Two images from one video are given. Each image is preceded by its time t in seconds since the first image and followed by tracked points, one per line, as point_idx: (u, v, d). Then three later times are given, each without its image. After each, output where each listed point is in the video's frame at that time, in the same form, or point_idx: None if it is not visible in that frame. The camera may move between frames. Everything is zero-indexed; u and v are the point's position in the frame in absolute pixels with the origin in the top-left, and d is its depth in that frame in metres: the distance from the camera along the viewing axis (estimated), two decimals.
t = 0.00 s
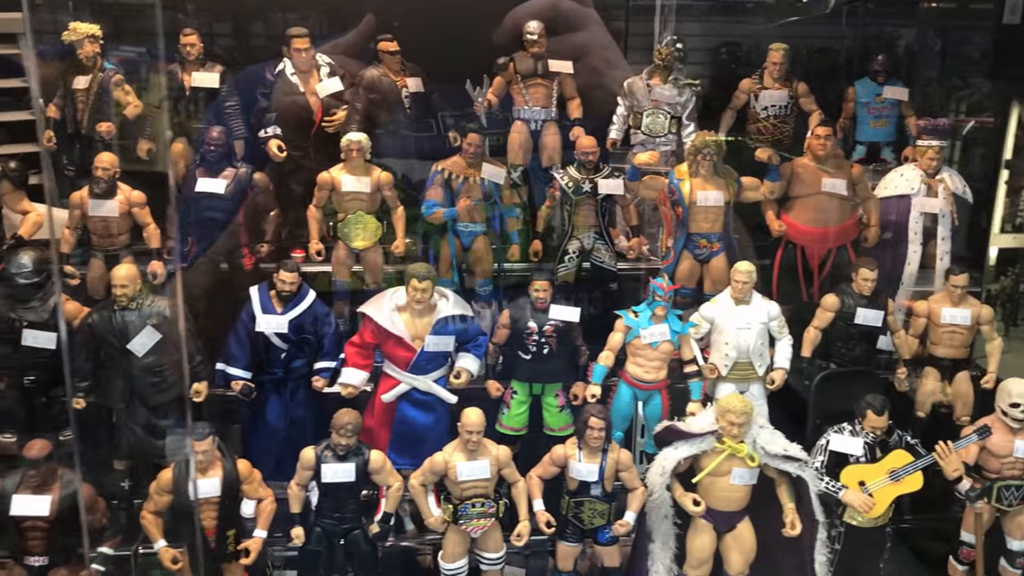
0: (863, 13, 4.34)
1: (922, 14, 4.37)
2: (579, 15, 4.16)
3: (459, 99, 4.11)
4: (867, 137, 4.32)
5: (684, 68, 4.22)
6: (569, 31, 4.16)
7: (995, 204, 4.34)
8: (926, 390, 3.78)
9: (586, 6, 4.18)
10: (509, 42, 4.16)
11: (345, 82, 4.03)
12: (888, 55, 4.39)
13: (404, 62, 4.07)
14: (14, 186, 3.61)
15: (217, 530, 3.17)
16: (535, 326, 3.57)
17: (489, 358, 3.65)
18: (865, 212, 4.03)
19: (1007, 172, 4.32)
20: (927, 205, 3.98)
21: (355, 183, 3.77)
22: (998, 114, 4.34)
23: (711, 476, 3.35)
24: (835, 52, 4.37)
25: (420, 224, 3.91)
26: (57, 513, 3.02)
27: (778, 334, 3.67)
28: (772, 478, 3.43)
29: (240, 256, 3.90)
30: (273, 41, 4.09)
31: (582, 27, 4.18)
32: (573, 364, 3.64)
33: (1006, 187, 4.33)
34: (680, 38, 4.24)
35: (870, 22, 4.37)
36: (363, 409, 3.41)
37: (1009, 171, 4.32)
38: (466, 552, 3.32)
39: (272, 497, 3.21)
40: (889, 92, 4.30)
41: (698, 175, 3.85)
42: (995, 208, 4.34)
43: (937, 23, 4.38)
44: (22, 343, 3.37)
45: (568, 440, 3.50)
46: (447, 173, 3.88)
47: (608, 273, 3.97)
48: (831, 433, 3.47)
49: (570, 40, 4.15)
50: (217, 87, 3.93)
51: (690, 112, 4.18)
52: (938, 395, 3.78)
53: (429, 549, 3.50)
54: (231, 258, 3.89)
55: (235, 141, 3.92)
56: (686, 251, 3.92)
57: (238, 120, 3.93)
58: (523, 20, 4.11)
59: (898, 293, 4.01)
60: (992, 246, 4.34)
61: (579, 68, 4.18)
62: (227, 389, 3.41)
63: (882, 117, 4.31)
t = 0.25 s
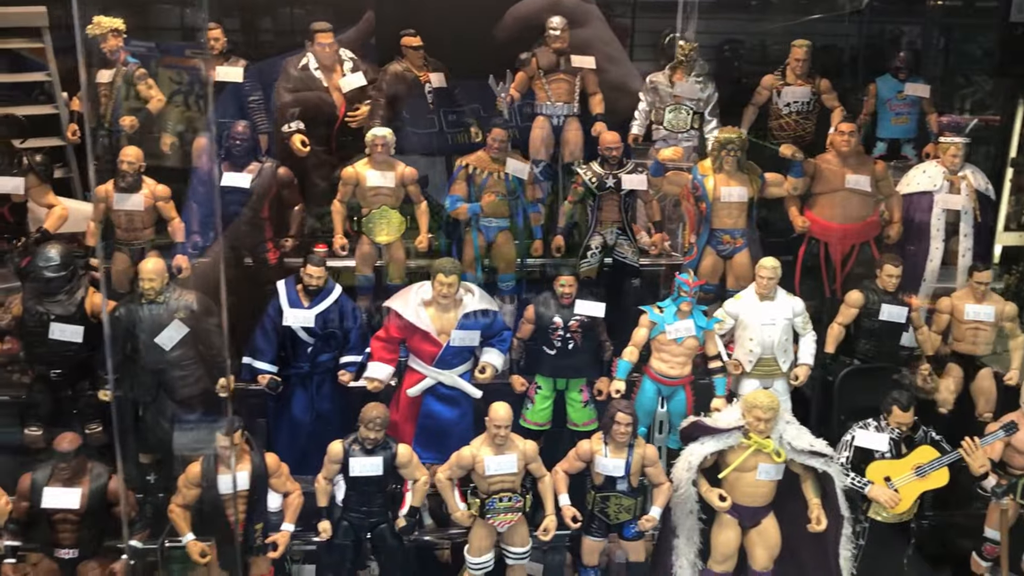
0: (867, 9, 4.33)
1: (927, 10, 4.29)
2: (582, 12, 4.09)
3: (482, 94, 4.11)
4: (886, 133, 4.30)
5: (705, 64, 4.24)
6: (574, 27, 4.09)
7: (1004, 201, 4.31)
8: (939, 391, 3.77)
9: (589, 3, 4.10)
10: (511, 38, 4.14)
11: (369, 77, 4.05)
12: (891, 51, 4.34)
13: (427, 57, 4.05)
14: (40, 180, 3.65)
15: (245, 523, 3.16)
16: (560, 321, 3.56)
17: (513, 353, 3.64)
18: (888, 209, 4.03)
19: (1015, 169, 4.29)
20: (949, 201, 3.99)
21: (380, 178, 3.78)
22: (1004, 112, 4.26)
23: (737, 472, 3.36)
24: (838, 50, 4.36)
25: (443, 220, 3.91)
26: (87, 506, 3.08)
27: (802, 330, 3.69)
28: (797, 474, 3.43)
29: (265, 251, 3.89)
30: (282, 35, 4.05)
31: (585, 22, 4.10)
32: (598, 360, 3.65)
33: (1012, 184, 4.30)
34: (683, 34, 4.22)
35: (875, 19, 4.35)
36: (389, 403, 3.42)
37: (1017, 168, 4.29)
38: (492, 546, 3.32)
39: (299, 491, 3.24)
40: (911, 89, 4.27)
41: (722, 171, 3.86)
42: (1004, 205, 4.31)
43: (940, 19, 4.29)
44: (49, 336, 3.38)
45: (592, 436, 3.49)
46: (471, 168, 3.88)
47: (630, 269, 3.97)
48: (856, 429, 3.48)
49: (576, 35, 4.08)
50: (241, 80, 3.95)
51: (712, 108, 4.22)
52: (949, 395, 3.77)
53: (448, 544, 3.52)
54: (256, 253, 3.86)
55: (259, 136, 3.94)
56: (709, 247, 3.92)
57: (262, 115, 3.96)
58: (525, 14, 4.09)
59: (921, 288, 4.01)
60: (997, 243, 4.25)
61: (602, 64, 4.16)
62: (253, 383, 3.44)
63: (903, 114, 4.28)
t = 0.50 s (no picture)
0: (876, 9, 4.21)
1: (936, 6, 4.23)
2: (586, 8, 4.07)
3: (499, 90, 4.08)
4: (904, 130, 4.26)
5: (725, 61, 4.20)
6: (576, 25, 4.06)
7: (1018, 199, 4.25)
8: (947, 389, 3.71)
9: None
10: (515, 35, 4.11)
11: (385, 73, 4.05)
12: (898, 47, 4.28)
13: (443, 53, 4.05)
14: (58, 176, 3.67)
15: (265, 520, 3.15)
16: (580, 319, 3.55)
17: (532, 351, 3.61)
18: (907, 207, 4.02)
19: None
20: (969, 199, 3.97)
21: (398, 175, 3.77)
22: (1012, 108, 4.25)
23: (758, 470, 3.35)
24: (847, 47, 4.25)
25: (462, 217, 3.91)
26: (108, 503, 3.09)
27: (822, 328, 3.68)
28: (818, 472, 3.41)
29: (283, 248, 3.82)
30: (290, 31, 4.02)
31: (591, 20, 4.07)
32: (617, 358, 3.62)
33: None
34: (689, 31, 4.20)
35: (882, 17, 4.24)
36: (408, 401, 3.41)
37: None
38: (512, 544, 3.32)
39: (318, 488, 3.23)
40: (929, 86, 4.26)
41: (741, 168, 3.88)
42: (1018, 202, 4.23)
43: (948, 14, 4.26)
44: (67, 333, 3.36)
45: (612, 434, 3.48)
46: (489, 165, 3.88)
47: (648, 266, 3.91)
48: (877, 427, 3.46)
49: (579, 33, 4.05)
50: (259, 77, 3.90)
51: (730, 104, 4.17)
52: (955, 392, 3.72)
53: (462, 542, 3.48)
54: (274, 250, 3.79)
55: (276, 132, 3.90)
56: (728, 244, 3.94)
57: (278, 110, 3.92)
58: (529, 12, 4.05)
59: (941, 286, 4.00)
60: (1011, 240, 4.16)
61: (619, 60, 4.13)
62: (273, 380, 3.46)
63: (922, 111, 4.25)
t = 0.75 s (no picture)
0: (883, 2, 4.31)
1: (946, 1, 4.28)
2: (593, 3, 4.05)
3: (519, 85, 4.07)
4: (926, 127, 4.26)
5: (745, 56, 4.19)
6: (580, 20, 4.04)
7: None
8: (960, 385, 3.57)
9: None
10: (522, 30, 4.10)
11: (404, 69, 4.04)
12: (909, 41, 4.32)
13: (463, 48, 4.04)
14: (79, 172, 3.64)
15: (288, 518, 3.15)
16: (601, 316, 3.53)
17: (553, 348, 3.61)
18: (929, 203, 3.99)
19: None
20: (991, 195, 3.94)
21: (418, 171, 3.76)
22: None
23: (781, 468, 3.34)
24: (859, 41, 4.28)
25: (481, 213, 3.90)
26: (132, 499, 3.10)
27: (844, 325, 3.66)
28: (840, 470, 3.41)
29: (304, 244, 3.84)
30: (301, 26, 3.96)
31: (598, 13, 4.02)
32: (638, 355, 3.61)
33: None
34: (697, 25, 4.21)
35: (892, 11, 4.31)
36: (429, 397, 3.41)
37: None
38: (533, 540, 3.31)
39: (341, 485, 3.26)
40: (951, 81, 4.24)
41: (762, 164, 3.85)
42: None
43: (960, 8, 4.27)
44: (90, 329, 3.36)
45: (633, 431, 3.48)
46: (510, 161, 3.87)
47: (668, 263, 3.93)
48: (900, 424, 3.46)
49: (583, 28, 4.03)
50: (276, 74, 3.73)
51: (751, 100, 4.15)
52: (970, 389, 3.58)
53: (479, 539, 3.52)
54: (294, 247, 3.78)
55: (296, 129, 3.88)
56: (749, 240, 3.90)
57: (297, 105, 3.87)
58: (536, 9, 4.05)
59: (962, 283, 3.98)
60: None
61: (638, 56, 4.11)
62: (295, 376, 3.48)
63: (943, 106, 4.23)
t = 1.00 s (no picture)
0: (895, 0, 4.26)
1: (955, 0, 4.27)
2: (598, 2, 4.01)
3: (537, 83, 4.05)
4: (944, 124, 4.26)
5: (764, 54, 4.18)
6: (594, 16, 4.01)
7: None
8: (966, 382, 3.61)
9: None
10: (528, 28, 4.09)
11: (423, 68, 4.04)
12: (922, 36, 4.31)
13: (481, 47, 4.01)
14: (99, 170, 3.62)
15: (310, 515, 3.17)
16: (620, 314, 3.52)
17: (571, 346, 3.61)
18: (948, 202, 3.99)
19: None
20: (1011, 194, 3.92)
21: (437, 169, 3.76)
22: None
23: (801, 466, 3.34)
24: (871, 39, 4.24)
25: (499, 211, 3.90)
26: (156, 497, 3.07)
27: (863, 324, 3.66)
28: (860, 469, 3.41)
29: (323, 242, 3.83)
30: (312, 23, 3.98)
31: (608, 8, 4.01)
32: (658, 353, 3.62)
33: None
34: (705, 23, 4.19)
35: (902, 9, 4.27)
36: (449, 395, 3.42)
37: None
38: (554, 538, 3.32)
39: (362, 483, 3.25)
40: (969, 79, 4.25)
41: (781, 162, 3.86)
42: None
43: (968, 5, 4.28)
44: (111, 327, 3.36)
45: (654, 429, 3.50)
46: (529, 159, 3.86)
47: (687, 261, 3.93)
48: (920, 423, 3.45)
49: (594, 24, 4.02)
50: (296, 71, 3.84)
51: (769, 98, 4.15)
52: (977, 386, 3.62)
53: (495, 537, 3.45)
54: (313, 245, 3.80)
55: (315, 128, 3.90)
56: (767, 239, 3.91)
57: (316, 104, 3.90)
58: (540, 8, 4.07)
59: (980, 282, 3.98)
60: None
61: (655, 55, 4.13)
62: (315, 374, 3.47)
63: (961, 104, 4.25)
